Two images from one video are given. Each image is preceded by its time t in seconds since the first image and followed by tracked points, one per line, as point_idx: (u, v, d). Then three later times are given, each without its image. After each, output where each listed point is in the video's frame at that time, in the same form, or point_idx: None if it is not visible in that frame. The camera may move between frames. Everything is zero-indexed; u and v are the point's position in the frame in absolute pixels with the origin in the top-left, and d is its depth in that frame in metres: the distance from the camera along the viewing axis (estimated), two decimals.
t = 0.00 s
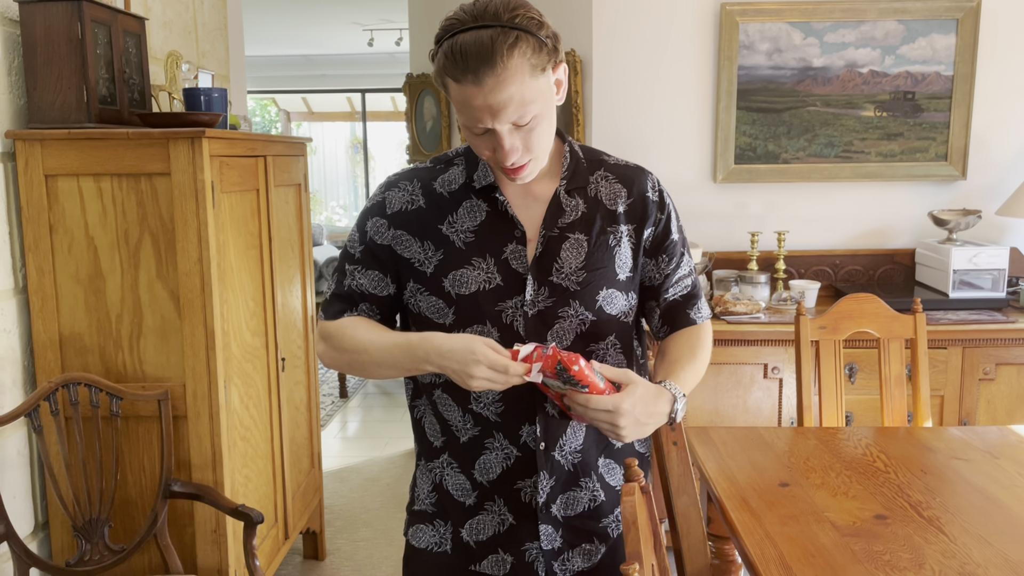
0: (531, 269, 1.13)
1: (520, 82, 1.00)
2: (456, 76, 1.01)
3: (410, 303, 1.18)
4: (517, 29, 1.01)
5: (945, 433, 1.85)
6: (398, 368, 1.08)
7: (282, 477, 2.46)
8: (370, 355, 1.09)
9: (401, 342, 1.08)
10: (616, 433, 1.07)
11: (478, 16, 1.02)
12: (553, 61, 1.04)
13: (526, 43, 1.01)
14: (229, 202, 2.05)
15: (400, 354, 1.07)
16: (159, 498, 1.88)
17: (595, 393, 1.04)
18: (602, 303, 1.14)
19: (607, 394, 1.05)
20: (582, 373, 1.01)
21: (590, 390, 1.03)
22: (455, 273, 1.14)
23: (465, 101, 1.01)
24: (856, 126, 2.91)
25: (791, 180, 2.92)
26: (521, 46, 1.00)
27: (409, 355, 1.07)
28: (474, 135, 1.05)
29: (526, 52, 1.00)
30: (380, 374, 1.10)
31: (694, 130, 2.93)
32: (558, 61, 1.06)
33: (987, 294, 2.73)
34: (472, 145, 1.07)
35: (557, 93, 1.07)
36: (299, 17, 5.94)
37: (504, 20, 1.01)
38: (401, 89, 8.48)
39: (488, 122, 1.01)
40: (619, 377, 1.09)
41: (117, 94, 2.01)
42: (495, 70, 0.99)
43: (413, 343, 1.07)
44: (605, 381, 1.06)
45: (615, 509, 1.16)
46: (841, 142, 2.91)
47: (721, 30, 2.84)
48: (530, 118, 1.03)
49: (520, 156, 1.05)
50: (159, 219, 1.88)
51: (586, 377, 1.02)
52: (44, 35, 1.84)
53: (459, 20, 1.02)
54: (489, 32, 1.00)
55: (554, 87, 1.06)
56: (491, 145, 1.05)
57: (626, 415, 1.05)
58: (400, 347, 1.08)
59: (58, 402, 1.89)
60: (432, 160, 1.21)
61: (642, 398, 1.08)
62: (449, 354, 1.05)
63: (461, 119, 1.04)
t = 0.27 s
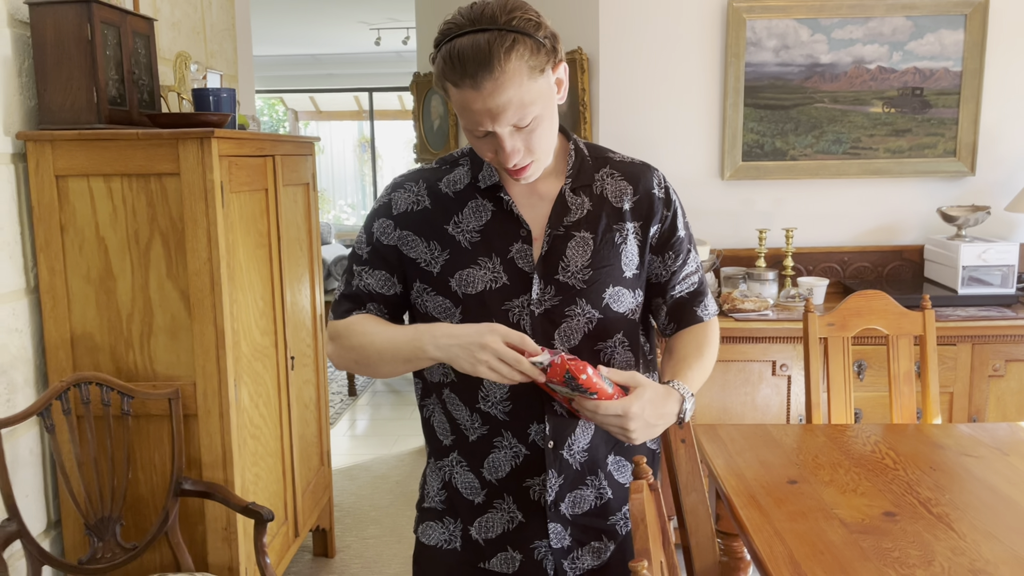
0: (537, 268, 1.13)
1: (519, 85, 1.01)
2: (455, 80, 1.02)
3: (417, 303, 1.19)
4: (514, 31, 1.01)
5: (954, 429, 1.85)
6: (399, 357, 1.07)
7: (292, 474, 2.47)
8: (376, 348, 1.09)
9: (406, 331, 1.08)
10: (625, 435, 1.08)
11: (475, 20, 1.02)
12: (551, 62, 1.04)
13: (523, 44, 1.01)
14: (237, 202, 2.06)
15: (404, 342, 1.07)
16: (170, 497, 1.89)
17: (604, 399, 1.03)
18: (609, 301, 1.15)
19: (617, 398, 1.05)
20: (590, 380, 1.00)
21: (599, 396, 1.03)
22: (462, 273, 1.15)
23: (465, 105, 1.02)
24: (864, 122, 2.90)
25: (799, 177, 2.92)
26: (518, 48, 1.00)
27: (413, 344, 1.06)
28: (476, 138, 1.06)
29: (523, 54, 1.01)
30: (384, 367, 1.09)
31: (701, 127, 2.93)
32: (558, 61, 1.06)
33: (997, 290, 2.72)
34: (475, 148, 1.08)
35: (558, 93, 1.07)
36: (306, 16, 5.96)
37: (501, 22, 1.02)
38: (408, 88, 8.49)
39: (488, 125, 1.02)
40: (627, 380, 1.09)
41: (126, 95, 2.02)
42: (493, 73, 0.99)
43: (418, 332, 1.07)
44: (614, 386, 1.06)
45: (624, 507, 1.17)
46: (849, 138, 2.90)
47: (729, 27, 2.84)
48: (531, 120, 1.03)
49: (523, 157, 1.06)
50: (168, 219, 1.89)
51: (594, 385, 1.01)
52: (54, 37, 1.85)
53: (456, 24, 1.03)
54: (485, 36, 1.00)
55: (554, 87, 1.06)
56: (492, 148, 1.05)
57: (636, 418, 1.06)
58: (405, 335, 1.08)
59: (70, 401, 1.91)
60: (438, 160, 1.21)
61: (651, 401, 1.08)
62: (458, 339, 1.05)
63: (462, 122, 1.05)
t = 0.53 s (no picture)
0: (544, 268, 1.13)
1: (520, 86, 1.00)
2: (456, 84, 1.02)
3: (425, 304, 1.19)
4: (514, 33, 1.01)
5: (967, 428, 1.84)
6: (419, 365, 1.08)
7: (302, 473, 2.48)
8: (393, 355, 1.09)
9: (421, 338, 1.08)
10: (631, 434, 1.07)
11: (475, 23, 1.02)
12: (552, 62, 1.03)
13: (523, 46, 1.00)
14: (247, 202, 2.07)
15: (423, 349, 1.07)
16: (181, 497, 1.90)
17: (609, 397, 1.03)
18: (616, 300, 1.14)
19: (622, 396, 1.05)
20: (595, 378, 1.01)
21: (604, 394, 1.03)
22: (469, 273, 1.14)
23: (466, 108, 1.02)
24: (875, 119, 2.88)
25: (809, 174, 2.90)
26: (518, 50, 1.00)
27: (432, 350, 1.06)
28: (479, 140, 1.06)
29: (523, 55, 1.00)
30: (402, 372, 1.09)
31: (710, 125, 2.91)
32: (560, 60, 1.05)
33: (1010, 287, 2.68)
34: (479, 150, 1.08)
35: (561, 92, 1.07)
36: (314, 16, 5.97)
37: (500, 24, 1.01)
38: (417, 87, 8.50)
39: (490, 128, 1.02)
40: (633, 378, 1.09)
41: (136, 96, 2.03)
42: (493, 75, 0.99)
43: (435, 338, 1.07)
44: (619, 384, 1.06)
45: (634, 506, 1.16)
46: (860, 135, 2.89)
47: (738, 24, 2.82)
48: (533, 121, 1.03)
49: (526, 158, 1.05)
50: (178, 219, 1.89)
51: (600, 382, 1.01)
52: (64, 38, 1.86)
53: (456, 27, 1.03)
54: (485, 39, 1.00)
55: (557, 86, 1.05)
56: (496, 150, 1.05)
57: (642, 416, 1.06)
58: (421, 342, 1.08)
59: (81, 401, 1.91)
60: (444, 161, 1.21)
61: (657, 399, 1.08)
62: (471, 344, 1.05)
63: (466, 125, 1.05)
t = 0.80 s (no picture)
0: (553, 265, 1.13)
1: (522, 88, 1.00)
2: (459, 87, 1.02)
3: (435, 302, 1.19)
4: (516, 34, 1.00)
5: (979, 424, 1.83)
6: (435, 368, 1.08)
7: (312, 471, 2.48)
8: (409, 358, 1.09)
9: (436, 341, 1.08)
10: (644, 430, 1.07)
11: (477, 24, 1.01)
12: (555, 62, 1.03)
13: (525, 47, 1.00)
14: (256, 201, 2.07)
15: (438, 353, 1.07)
16: (192, 495, 1.90)
17: (626, 391, 1.03)
18: (625, 297, 1.14)
19: (637, 392, 1.05)
20: (613, 371, 1.01)
21: (621, 388, 1.03)
22: (479, 271, 1.14)
23: (470, 111, 1.02)
24: (885, 115, 2.87)
25: (818, 170, 2.89)
26: (520, 51, 0.99)
27: (447, 354, 1.06)
28: (484, 141, 1.06)
29: (526, 56, 1.00)
30: (420, 374, 1.09)
31: (719, 121, 2.90)
32: (563, 58, 1.05)
33: (1021, 283, 2.67)
34: (485, 149, 1.08)
35: (565, 90, 1.07)
36: (322, 15, 5.98)
37: (502, 26, 1.01)
38: (424, 86, 8.51)
39: (495, 130, 1.02)
40: (649, 374, 1.09)
41: (145, 95, 2.04)
42: (495, 78, 0.99)
43: (449, 341, 1.06)
44: (635, 379, 1.06)
45: (644, 502, 1.16)
46: (869, 131, 2.87)
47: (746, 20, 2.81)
48: (537, 121, 1.03)
49: (532, 157, 1.06)
50: (187, 218, 1.90)
51: (617, 376, 1.01)
52: (74, 38, 1.87)
53: (459, 29, 1.03)
54: (487, 41, 1.00)
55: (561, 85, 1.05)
56: (501, 150, 1.05)
57: (657, 413, 1.06)
58: (436, 346, 1.07)
59: (93, 399, 1.92)
60: (453, 159, 1.21)
61: (673, 395, 1.08)
62: (481, 352, 1.03)
63: (470, 126, 1.05)
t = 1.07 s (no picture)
0: (555, 266, 1.12)
1: (530, 84, 1.00)
2: (466, 83, 1.01)
3: (436, 305, 1.18)
4: (523, 31, 1.00)
5: (986, 424, 1.82)
6: (437, 374, 1.08)
7: (318, 472, 2.49)
8: (411, 363, 1.10)
9: (436, 346, 1.08)
10: (650, 433, 1.07)
11: (483, 22, 1.01)
12: (562, 59, 1.03)
13: (533, 43, 1.00)
14: (260, 202, 2.07)
15: (439, 358, 1.08)
16: (198, 495, 1.90)
17: (631, 396, 1.03)
18: (627, 298, 1.14)
19: (642, 396, 1.05)
20: (618, 378, 1.00)
21: (626, 394, 1.02)
22: (480, 273, 1.14)
23: (477, 108, 1.01)
24: (891, 113, 2.85)
25: (825, 169, 2.88)
26: (528, 48, 1.00)
27: (446, 359, 1.07)
28: (491, 139, 1.05)
29: (533, 52, 1.00)
30: (421, 380, 1.10)
31: (725, 120, 2.90)
32: (569, 57, 1.05)
33: None
34: (490, 149, 1.08)
35: (570, 88, 1.06)
36: (328, 16, 5.99)
37: (509, 23, 1.01)
38: (430, 86, 8.52)
39: (503, 127, 1.01)
40: (654, 378, 1.08)
41: (150, 97, 2.04)
42: (503, 73, 0.99)
43: (449, 347, 1.07)
44: (640, 383, 1.05)
45: (648, 504, 1.15)
46: (876, 129, 2.86)
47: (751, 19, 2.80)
48: (545, 118, 1.02)
49: (539, 155, 1.05)
50: (192, 219, 1.91)
51: (622, 382, 1.01)
52: (79, 40, 1.87)
53: (465, 27, 1.03)
54: (495, 37, 1.00)
55: (566, 83, 1.05)
56: (508, 148, 1.05)
57: (662, 416, 1.05)
58: (437, 351, 1.08)
59: (99, 401, 1.92)
60: (453, 161, 1.21)
61: (677, 398, 1.08)
62: (480, 354, 1.04)
63: (476, 124, 1.04)
